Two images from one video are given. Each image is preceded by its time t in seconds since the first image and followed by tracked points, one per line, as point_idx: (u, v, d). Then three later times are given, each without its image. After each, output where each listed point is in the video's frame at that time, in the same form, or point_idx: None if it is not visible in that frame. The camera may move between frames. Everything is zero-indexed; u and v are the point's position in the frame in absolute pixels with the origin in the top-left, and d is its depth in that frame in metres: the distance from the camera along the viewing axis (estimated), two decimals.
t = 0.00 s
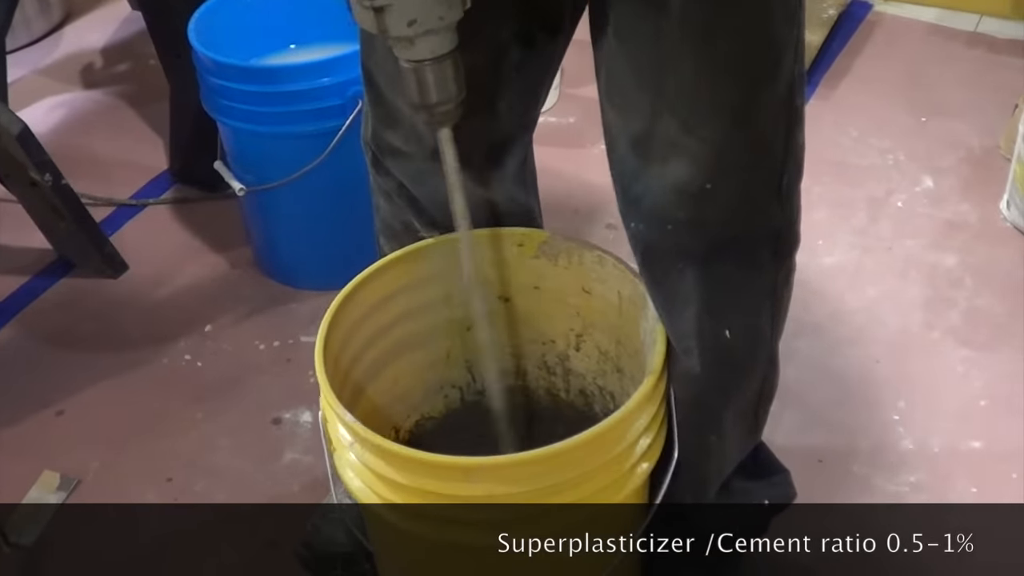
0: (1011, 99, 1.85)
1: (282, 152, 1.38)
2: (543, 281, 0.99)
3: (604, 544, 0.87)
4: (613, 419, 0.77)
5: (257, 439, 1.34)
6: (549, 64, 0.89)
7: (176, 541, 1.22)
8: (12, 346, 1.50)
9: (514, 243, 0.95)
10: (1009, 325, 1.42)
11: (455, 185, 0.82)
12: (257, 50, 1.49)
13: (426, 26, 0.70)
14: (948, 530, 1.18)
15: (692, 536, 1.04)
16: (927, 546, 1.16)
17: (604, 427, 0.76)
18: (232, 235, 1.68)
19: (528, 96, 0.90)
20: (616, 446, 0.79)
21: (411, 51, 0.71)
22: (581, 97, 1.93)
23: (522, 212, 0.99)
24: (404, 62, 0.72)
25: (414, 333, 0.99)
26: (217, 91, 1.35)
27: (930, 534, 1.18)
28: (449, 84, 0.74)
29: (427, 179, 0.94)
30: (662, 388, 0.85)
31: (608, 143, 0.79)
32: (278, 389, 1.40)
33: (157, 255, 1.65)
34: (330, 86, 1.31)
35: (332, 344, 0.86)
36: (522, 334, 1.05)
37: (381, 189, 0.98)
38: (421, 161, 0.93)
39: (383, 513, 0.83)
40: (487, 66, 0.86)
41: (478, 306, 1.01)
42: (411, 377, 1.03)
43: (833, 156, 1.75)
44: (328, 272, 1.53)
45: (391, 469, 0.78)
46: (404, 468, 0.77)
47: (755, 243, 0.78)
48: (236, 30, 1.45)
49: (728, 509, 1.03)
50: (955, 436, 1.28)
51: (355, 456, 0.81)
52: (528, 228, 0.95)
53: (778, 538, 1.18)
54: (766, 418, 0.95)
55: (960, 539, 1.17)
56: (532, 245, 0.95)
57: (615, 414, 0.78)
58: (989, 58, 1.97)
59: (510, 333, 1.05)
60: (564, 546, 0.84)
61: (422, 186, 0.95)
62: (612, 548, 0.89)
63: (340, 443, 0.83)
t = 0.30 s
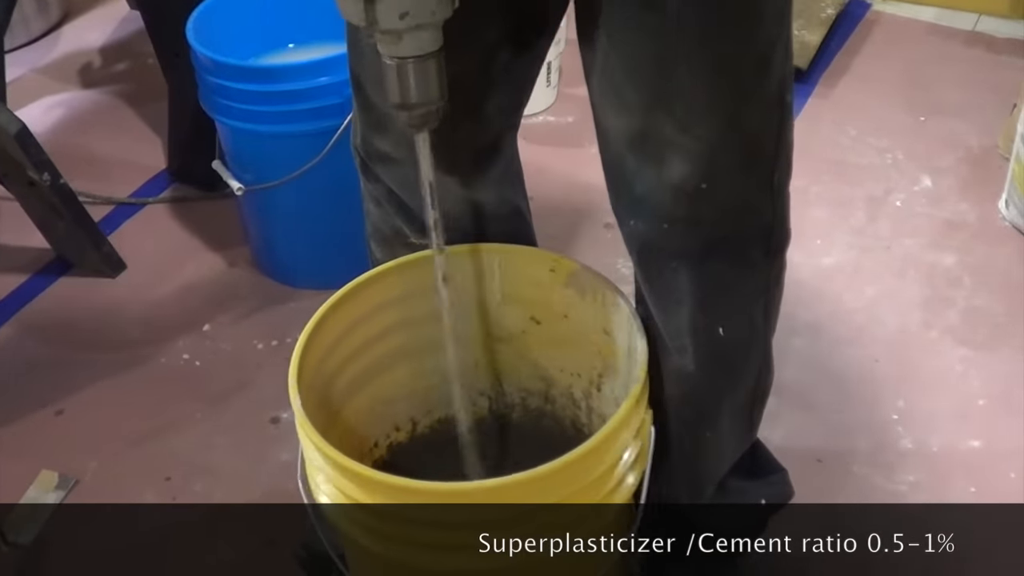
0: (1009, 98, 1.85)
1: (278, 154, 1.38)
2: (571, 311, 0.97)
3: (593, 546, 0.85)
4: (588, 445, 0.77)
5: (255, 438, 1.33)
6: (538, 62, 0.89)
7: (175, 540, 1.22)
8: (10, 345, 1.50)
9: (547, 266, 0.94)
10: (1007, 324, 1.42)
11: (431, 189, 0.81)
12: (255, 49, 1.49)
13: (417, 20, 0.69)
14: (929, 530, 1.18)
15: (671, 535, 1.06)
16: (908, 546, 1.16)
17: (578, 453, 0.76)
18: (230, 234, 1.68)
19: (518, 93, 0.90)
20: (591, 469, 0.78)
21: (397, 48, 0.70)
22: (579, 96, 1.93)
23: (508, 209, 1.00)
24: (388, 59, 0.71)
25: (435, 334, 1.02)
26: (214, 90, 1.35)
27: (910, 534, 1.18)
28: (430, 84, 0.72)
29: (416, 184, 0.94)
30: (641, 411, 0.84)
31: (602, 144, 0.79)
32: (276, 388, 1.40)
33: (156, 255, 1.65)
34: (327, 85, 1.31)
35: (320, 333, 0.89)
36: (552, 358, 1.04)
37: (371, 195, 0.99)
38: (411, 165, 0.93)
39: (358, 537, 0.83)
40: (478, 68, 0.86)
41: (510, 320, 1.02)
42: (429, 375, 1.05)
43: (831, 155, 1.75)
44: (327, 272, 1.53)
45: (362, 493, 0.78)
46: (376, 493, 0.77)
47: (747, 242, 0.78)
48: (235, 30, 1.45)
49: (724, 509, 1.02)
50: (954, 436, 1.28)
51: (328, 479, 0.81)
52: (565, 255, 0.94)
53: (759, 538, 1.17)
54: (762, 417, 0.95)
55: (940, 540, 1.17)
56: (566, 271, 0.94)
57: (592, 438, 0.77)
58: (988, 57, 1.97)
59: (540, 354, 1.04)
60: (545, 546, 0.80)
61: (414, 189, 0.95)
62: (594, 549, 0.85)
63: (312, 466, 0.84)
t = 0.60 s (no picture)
0: (1008, 97, 1.85)
1: (277, 154, 1.38)
2: (624, 324, 0.95)
3: (577, 547, 0.86)
4: (597, 425, 0.77)
5: (253, 438, 1.33)
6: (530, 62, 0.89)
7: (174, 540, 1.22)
8: (9, 345, 1.50)
9: (609, 272, 0.93)
10: (1006, 324, 1.42)
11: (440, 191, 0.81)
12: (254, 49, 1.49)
13: (442, 26, 0.68)
14: (909, 530, 1.18)
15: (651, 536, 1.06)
16: (888, 546, 1.17)
17: (586, 433, 0.76)
18: (229, 233, 1.68)
19: (513, 94, 0.90)
20: (599, 451, 0.79)
21: (416, 52, 0.70)
22: (578, 96, 1.93)
23: (508, 211, 1.01)
24: (403, 62, 0.70)
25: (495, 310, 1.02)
26: (213, 91, 1.35)
27: (890, 534, 1.18)
28: (445, 88, 0.72)
29: (413, 190, 0.94)
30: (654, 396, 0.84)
31: (600, 140, 0.77)
32: (275, 388, 1.40)
33: (155, 254, 1.65)
34: (325, 84, 1.31)
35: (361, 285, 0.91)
36: (605, 367, 1.02)
37: (369, 201, 0.99)
38: (409, 170, 0.93)
39: (376, 514, 0.84)
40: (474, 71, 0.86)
41: (573, 318, 1.01)
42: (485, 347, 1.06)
43: (830, 155, 1.75)
44: (326, 271, 1.53)
45: (376, 468, 0.78)
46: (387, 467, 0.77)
47: (743, 238, 0.79)
48: (233, 30, 1.45)
49: (721, 508, 1.02)
50: (952, 435, 1.28)
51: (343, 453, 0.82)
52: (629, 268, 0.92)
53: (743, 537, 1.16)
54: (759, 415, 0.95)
55: (921, 540, 1.17)
56: (623, 286, 0.92)
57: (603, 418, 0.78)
58: (987, 56, 1.96)
59: (597, 360, 1.02)
60: (524, 545, 0.83)
61: (412, 196, 0.95)
62: (574, 549, 0.86)
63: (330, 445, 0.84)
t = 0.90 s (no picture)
0: (1007, 97, 1.85)
1: (276, 154, 1.38)
2: (639, 326, 0.94)
3: (557, 547, 0.86)
4: (597, 416, 0.77)
5: (251, 437, 1.33)
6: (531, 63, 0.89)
7: (172, 540, 1.22)
8: (8, 344, 1.50)
9: (627, 271, 0.92)
10: (1004, 323, 1.42)
11: (463, 198, 0.81)
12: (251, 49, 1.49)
13: (466, 45, 0.69)
14: (890, 530, 1.18)
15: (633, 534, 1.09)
16: (870, 546, 1.17)
17: (585, 424, 0.76)
18: (228, 233, 1.68)
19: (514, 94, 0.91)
20: (599, 443, 0.78)
21: (437, 71, 0.70)
22: (576, 95, 1.93)
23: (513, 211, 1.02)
24: (423, 81, 0.70)
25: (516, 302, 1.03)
26: (213, 91, 1.34)
27: (872, 534, 1.18)
28: (466, 104, 0.72)
29: (420, 190, 0.95)
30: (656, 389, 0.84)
31: (599, 136, 0.78)
32: (273, 388, 1.40)
33: (153, 253, 1.65)
34: (324, 84, 1.31)
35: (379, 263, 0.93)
36: (621, 366, 1.01)
37: (372, 201, 0.99)
38: (414, 170, 0.93)
39: (386, 507, 0.84)
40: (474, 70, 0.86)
41: (592, 315, 1.00)
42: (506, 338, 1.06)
43: (829, 154, 1.75)
44: (326, 271, 1.53)
45: (382, 456, 0.78)
46: (389, 453, 0.77)
47: (743, 234, 0.78)
48: (231, 31, 1.45)
49: (722, 507, 1.02)
50: (951, 435, 1.28)
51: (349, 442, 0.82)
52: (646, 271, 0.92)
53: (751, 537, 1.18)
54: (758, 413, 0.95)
55: (902, 540, 1.17)
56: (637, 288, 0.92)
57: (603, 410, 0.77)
58: (985, 56, 1.96)
59: (614, 359, 1.02)
60: (505, 546, 0.84)
61: (417, 197, 0.95)
62: (555, 548, 0.86)
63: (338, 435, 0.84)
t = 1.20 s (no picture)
0: (1006, 97, 1.85)
1: (274, 153, 1.38)
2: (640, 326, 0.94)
3: (539, 547, 0.85)
4: (594, 415, 0.77)
5: (250, 437, 1.33)
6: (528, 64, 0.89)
7: (171, 539, 1.22)
8: (7, 343, 1.50)
9: (628, 271, 0.92)
10: (1002, 323, 1.42)
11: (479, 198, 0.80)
12: (250, 49, 1.49)
13: (477, 46, 0.69)
14: (872, 530, 1.19)
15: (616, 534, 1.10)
16: (850, 546, 1.17)
17: (582, 423, 0.76)
18: (227, 233, 1.68)
19: (511, 94, 0.91)
20: (596, 442, 0.78)
21: (450, 72, 0.69)
22: (575, 95, 1.93)
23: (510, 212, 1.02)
24: (435, 81, 0.70)
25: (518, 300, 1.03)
26: (211, 90, 1.34)
27: (853, 534, 1.18)
28: (478, 103, 0.72)
29: (417, 189, 0.95)
30: (654, 388, 0.84)
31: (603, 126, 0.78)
32: (272, 387, 1.40)
33: (152, 252, 1.65)
34: (323, 83, 1.31)
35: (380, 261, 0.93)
36: (621, 365, 1.01)
37: (370, 200, 0.99)
38: (411, 170, 0.93)
39: (389, 506, 0.84)
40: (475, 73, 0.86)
41: (594, 315, 1.00)
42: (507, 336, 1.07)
43: (828, 153, 1.75)
44: (326, 270, 1.53)
45: (382, 454, 0.78)
46: (387, 450, 0.77)
47: (737, 226, 0.78)
48: (229, 30, 1.45)
49: (720, 504, 1.01)
50: (950, 434, 1.28)
51: (348, 439, 0.82)
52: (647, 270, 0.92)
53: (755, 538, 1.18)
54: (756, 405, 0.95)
55: (883, 540, 1.17)
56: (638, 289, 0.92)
57: (602, 409, 0.77)
58: (984, 55, 1.96)
59: (615, 359, 1.02)
60: (485, 546, 0.84)
61: (413, 195, 0.95)
62: (536, 549, 0.85)
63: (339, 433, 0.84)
